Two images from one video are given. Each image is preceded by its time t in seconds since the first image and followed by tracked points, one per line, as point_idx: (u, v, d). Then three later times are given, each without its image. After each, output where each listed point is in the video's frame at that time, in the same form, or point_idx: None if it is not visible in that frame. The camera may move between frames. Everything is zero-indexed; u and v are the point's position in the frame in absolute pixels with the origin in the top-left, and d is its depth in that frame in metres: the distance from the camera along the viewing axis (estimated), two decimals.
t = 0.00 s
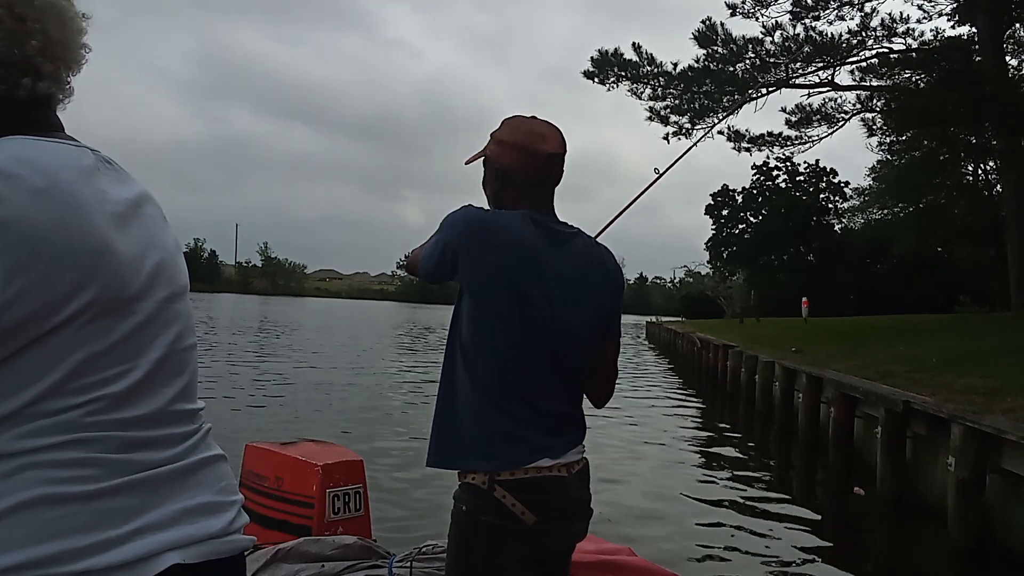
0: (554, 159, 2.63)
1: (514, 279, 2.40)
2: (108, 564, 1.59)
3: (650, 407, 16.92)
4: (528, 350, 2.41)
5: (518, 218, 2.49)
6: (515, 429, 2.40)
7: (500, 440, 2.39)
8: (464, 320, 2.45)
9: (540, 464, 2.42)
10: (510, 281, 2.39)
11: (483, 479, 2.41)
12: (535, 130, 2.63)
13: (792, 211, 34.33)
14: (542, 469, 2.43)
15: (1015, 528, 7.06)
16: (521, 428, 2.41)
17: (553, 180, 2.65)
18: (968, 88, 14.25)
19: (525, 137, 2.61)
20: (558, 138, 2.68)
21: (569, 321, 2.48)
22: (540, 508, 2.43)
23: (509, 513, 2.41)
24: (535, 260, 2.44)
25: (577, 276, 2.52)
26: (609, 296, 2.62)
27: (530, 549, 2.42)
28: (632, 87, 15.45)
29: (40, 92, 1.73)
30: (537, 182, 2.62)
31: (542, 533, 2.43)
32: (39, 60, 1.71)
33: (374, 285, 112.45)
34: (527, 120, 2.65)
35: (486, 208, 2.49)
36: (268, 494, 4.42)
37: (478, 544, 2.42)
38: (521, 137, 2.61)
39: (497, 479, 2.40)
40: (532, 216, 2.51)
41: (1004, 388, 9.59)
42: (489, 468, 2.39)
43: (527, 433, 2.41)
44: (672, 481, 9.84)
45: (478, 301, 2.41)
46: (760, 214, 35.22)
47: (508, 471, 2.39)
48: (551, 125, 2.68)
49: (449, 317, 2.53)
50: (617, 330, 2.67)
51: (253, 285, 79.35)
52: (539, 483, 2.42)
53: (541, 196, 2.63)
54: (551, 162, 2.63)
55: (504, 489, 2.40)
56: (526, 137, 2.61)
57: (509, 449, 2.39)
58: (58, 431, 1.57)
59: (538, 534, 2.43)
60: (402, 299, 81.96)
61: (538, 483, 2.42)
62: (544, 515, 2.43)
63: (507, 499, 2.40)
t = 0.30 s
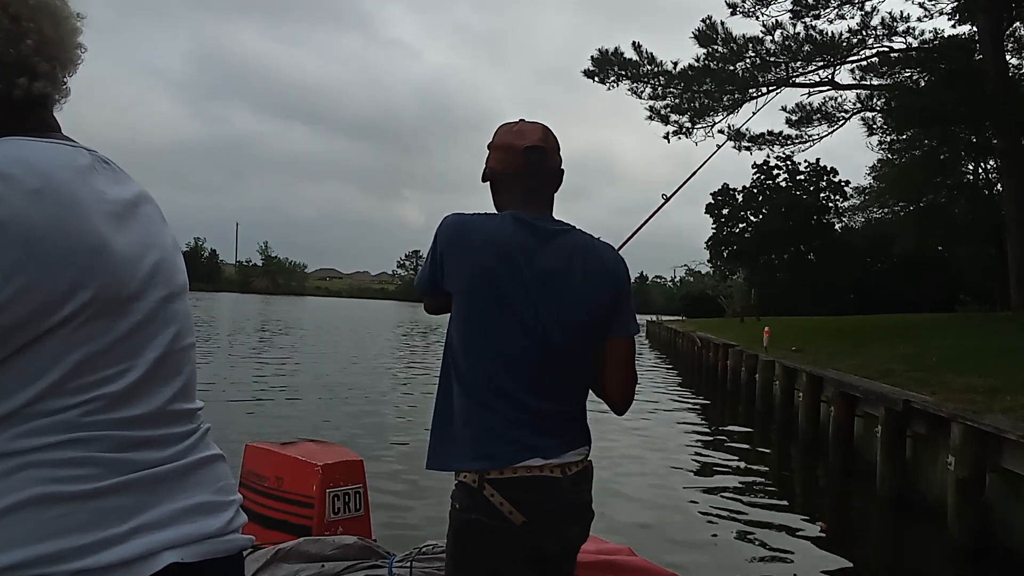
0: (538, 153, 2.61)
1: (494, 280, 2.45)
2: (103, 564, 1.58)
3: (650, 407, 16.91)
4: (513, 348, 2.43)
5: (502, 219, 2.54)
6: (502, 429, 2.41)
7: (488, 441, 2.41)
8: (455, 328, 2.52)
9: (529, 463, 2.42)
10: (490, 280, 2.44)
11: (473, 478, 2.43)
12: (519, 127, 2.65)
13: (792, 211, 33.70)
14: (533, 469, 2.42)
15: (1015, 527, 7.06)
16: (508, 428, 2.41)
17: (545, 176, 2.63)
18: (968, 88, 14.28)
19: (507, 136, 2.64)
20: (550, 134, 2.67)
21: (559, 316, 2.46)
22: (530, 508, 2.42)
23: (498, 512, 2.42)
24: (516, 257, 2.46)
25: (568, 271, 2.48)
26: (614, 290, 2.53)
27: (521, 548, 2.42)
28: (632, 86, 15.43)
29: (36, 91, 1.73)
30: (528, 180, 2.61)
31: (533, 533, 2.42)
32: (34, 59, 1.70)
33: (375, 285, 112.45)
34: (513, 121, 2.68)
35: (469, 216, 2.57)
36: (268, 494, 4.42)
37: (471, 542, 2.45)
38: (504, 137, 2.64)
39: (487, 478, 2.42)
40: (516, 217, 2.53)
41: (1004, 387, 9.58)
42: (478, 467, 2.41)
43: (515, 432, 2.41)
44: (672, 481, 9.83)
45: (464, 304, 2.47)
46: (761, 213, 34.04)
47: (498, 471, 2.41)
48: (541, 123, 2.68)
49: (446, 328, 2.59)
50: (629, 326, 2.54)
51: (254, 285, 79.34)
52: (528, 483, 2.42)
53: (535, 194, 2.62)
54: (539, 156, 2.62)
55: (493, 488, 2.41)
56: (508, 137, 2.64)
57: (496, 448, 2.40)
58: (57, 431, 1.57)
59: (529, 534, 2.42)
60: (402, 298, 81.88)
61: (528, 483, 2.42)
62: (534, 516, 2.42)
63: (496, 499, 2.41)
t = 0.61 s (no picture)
0: (532, 152, 2.60)
1: (485, 279, 2.46)
2: (100, 562, 1.59)
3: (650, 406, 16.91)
4: (504, 348, 2.44)
5: (494, 220, 2.55)
6: (495, 429, 2.43)
7: (483, 440, 2.43)
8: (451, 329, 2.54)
9: (526, 462, 2.42)
10: (483, 281, 2.46)
11: (470, 477, 2.44)
12: (514, 129, 2.66)
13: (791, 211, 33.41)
14: (530, 468, 2.42)
15: (1015, 527, 7.06)
16: (503, 426, 2.43)
17: (540, 175, 2.61)
18: (968, 87, 14.30)
19: (503, 139, 2.65)
20: (547, 133, 2.67)
21: (551, 317, 2.45)
22: (526, 508, 2.42)
23: (494, 512, 2.43)
24: (508, 258, 2.46)
25: (560, 268, 2.47)
26: (609, 288, 2.50)
27: (518, 548, 2.43)
28: (632, 86, 15.43)
29: (36, 92, 1.73)
30: (525, 181, 2.61)
31: (529, 533, 2.42)
32: (34, 60, 1.70)
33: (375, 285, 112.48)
34: (510, 124, 2.69)
35: (463, 219, 2.59)
36: (268, 494, 4.42)
37: (470, 540, 2.47)
38: (499, 139, 2.65)
39: (483, 478, 2.42)
40: (509, 217, 2.54)
41: (1004, 386, 9.57)
42: (475, 466, 2.42)
43: (509, 431, 2.42)
44: (672, 480, 9.83)
45: (459, 306, 2.49)
46: (761, 213, 33.16)
47: (494, 470, 2.41)
48: (537, 124, 2.69)
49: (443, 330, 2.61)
50: (626, 325, 2.50)
51: (254, 284, 79.36)
52: (525, 482, 2.42)
53: (532, 195, 2.61)
54: (532, 154, 2.61)
55: (490, 488, 2.42)
56: (503, 139, 2.65)
57: (490, 447, 2.42)
58: (56, 428, 1.57)
59: (525, 533, 2.42)
60: (402, 298, 81.89)
61: (524, 482, 2.42)
62: (529, 515, 2.42)
63: (492, 498, 2.42)
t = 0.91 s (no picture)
0: (531, 151, 2.60)
1: (485, 280, 2.46)
2: (97, 559, 1.59)
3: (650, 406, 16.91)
4: (503, 347, 2.44)
5: (493, 221, 2.55)
6: (495, 428, 2.43)
7: (482, 440, 2.43)
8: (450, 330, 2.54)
9: (525, 462, 2.42)
10: (482, 282, 2.46)
11: (470, 477, 2.44)
12: (513, 129, 2.66)
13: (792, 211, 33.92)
14: (529, 469, 2.42)
15: (1014, 527, 7.06)
16: (503, 427, 2.43)
17: (539, 175, 2.61)
18: (968, 87, 14.30)
19: (502, 138, 2.65)
20: (545, 132, 2.67)
21: (550, 317, 2.45)
22: (525, 508, 2.42)
23: (493, 511, 2.43)
24: (507, 258, 2.47)
25: (560, 268, 2.47)
26: (608, 288, 2.50)
27: (518, 548, 2.43)
28: (632, 86, 15.42)
29: (39, 93, 1.73)
30: (524, 179, 2.60)
31: (528, 533, 2.42)
32: (35, 61, 1.70)
33: (376, 285, 112.49)
34: (508, 124, 2.69)
35: (461, 219, 2.59)
36: (268, 494, 4.42)
37: (470, 539, 2.47)
38: (499, 139, 2.65)
39: (483, 477, 2.42)
40: (508, 218, 2.54)
41: (1003, 387, 9.57)
42: (475, 466, 2.42)
43: (509, 431, 2.42)
44: (672, 480, 9.82)
45: (459, 307, 2.49)
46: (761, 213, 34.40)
47: (494, 469, 2.42)
48: (536, 123, 2.68)
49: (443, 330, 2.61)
50: (625, 327, 2.50)
51: (254, 284, 79.37)
52: (525, 482, 2.42)
53: (531, 196, 2.61)
54: (531, 154, 2.61)
55: (490, 488, 2.42)
56: (502, 139, 2.65)
57: (490, 447, 2.42)
58: (56, 426, 1.57)
59: (523, 534, 2.42)
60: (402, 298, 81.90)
61: (524, 481, 2.42)
62: (529, 515, 2.42)
63: (492, 498, 2.42)
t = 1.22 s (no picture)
0: (511, 153, 2.62)
1: (479, 280, 2.47)
2: (97, 559, 1.59)
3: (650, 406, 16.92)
4: (498, 346, 2.45)
5: (488, 221, 2.57)
6: (492, 427, 2.43)
7: (479, 439, 2.44)
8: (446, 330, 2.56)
9: (522, 462, 2.42)
10: (475, 282, 2.47)
11: (468, 478, 2.45)
12: (506, 131, 2.68)
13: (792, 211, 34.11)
14: (525, 468, 2.42)
15: (1014, 526, 7.06)
16: (500, 426, 2.43)
17: (525, 174, 2.61)
18: (969, 87, 14.31)
19: (494, 145, 2.70)
20: (537, 128, 2.65)
21: (544, 316, 2.45)
22: (522, 508, 2.42)
23: (491, 511, 2.43)
24: (500, 258, 2.47)
25: (554, 268, 2.46)
26: (604, 287, 2.49)
27: (515, 547, 2.43)
28: (632, 86, 15.43)
29: (38, 94, 1.73)
30: (513, 179, 2.63)
31: (525, 532, 2.42)
32: (35, 62, 1.70)
33: (376, 285, 112.55)
34: (508, 124, 2.71)
35: (455, 219, 2.61)
36: (268, 494, 4.42)
37: (468, 540, 2.47)
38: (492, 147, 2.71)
39: (481, 478, 2.43)
40: (501, 218, 2.55)
41: (1003, 387, 9.57)
42: (472, 466, 2.43)
43: (506, 429, 2.43)
44: (672, 480, 9.83)
45: (453, 308, 2.51)
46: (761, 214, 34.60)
47: (490, 470, 2.42)
48: (529, 120, 2.68)
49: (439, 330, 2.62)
50: (622, 326, 2.50)
51: (254, 285, 79.36)
52: (522, 482, 2.42)
53: (519, 196, 2.62)
54: (511, 155, 2.62)
55: (487, 488, 2.43)
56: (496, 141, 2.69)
57: (488, 446, 2.42)
58: (56, 425, 1.57)
59: (521, 534, 2.42)
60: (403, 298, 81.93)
61: (521, 481, 2.42)
62: (526, 516, 2.42)
63: (489, 498, 2.42)
